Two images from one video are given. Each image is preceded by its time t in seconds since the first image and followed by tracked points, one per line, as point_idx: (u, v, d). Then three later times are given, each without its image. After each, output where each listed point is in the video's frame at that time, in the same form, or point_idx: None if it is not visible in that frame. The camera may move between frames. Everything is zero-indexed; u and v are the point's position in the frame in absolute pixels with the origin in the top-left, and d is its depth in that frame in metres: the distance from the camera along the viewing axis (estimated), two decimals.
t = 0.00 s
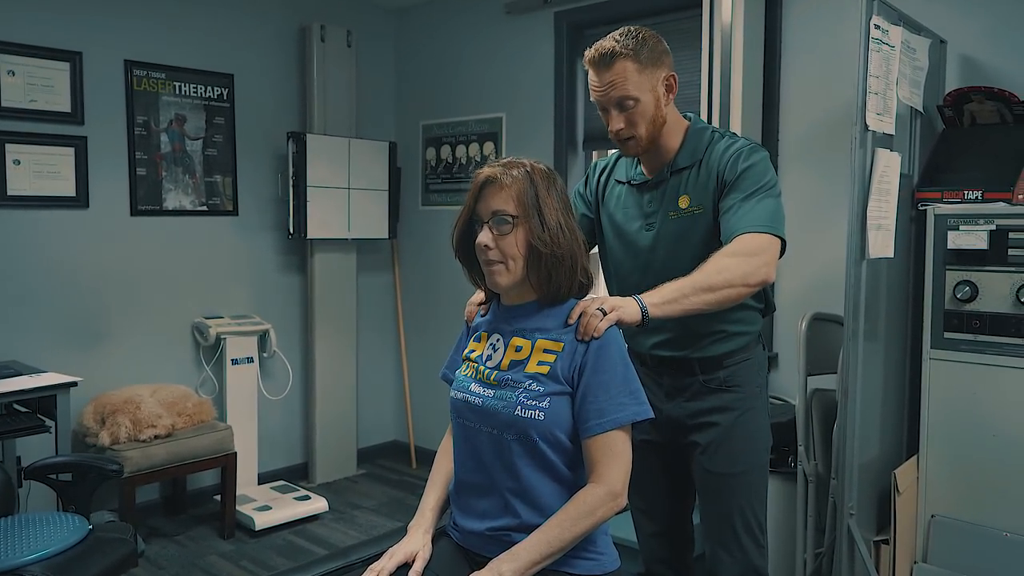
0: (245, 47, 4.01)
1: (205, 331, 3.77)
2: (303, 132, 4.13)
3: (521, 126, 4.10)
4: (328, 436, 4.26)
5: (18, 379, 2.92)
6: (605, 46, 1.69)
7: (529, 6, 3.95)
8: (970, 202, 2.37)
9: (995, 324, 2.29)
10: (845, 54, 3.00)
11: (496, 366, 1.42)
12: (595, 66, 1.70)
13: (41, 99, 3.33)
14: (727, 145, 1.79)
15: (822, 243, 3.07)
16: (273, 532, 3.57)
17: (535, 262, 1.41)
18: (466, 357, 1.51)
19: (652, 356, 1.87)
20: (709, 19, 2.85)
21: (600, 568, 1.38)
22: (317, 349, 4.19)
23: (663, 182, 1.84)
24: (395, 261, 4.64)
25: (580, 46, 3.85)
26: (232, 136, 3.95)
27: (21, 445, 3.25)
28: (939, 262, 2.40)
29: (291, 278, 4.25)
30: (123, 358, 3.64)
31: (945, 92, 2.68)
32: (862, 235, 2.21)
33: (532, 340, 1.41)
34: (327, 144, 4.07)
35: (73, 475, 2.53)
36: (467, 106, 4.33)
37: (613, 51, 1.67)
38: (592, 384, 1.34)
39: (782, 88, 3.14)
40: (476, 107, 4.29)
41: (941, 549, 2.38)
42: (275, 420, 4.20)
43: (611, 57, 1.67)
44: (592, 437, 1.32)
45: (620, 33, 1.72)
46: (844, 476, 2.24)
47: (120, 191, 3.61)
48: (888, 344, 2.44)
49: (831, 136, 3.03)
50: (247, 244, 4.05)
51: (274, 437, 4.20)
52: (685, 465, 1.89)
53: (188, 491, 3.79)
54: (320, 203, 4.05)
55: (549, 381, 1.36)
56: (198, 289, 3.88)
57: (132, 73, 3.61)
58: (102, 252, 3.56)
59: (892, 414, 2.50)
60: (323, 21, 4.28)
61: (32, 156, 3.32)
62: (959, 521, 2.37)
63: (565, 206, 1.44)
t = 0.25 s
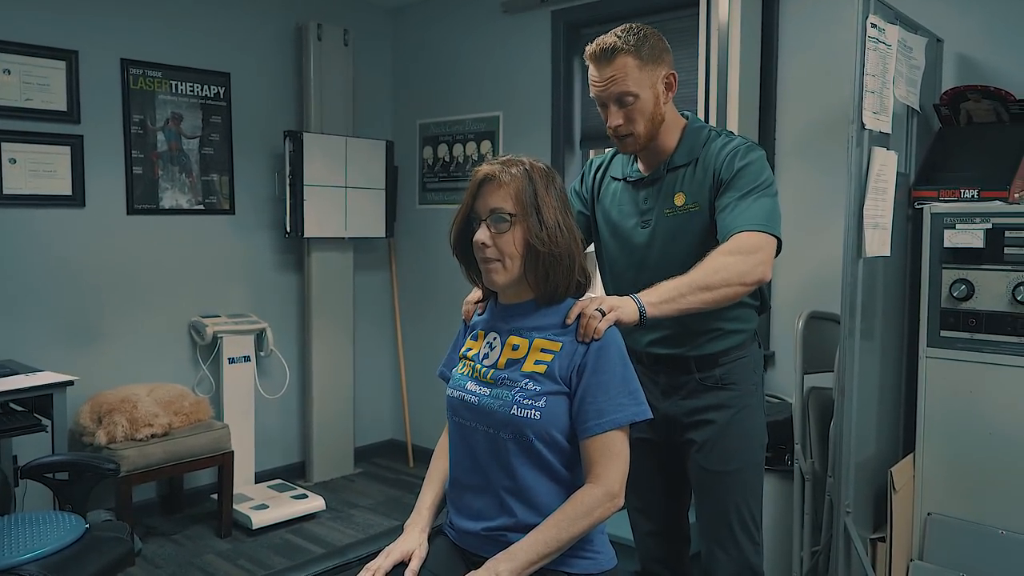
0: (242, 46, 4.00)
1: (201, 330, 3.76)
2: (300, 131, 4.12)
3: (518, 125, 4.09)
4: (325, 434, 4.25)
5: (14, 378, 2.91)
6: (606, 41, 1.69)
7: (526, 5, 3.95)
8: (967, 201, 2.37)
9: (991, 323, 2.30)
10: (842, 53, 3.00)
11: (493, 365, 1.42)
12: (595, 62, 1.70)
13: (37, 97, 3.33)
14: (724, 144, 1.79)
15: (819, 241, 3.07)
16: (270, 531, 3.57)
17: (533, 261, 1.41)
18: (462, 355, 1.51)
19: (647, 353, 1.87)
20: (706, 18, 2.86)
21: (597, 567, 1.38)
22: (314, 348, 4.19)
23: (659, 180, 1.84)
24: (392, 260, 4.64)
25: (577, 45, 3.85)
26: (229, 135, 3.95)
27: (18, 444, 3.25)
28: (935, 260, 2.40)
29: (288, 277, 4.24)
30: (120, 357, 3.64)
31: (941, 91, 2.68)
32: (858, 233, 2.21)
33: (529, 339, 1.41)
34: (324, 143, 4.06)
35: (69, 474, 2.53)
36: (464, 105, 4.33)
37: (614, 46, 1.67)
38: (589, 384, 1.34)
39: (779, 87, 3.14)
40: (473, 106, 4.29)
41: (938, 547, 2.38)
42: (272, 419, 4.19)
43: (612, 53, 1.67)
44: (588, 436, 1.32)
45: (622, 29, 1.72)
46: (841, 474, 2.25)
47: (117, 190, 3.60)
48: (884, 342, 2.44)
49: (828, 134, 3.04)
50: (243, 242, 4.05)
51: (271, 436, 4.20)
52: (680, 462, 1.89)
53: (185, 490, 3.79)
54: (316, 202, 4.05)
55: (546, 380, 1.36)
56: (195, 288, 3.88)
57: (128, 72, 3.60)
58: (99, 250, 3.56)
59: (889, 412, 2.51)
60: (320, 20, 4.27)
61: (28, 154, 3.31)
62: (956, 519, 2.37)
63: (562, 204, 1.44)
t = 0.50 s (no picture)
0: (238, 44, 3.99)
1: (199, 328, 3.76)
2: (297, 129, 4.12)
3: (515, 122, 4.09)
4: (322, 432, 4.25)
5: (11, 376, 2.91)
6: (617, 33, 1.69)
7: (524, 3, 3.94)
8: (963, 198, 2.37)
9: (987, 320, 2.30)
10: (839, 50, 3.01)
11: (491, 363, 1.43)
12: (605, 52, 1.70)
13: (33, 95, 3.32)
14: (727, 139, 1.80)
15: (816, 239, 3.08)
16: (267, 529, 3.57)
17: (531, 259, 1.41)
18: (460, 353, 1.51)
19: (643, 349, 1.88)
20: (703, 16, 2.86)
21: (594, 565, 1.38)
22: (312, 346, 4.19)
23: (661, 173, 1.84)
24: (390, 258, 4.64)
25: (574, 43, 3.85)
26: (226, 132, 3.94)
27: (15, 442, 3.24)
28: (932, 257, 2.41)
29: (286, 275, 4.24)
30: (117, 355, 3.64)
31: (938, 89, 2.69)
32: (855, 230, 2.22)
33: (527, 337, 1.41)
34: (322, 141, 4.06)
35: (67, 471, 2.53)
36: (461, 103, 4.33)
37: (625, 36, 1.67)
38: (586, 380, 1.34)
39: (776, 85, 3.15)
40: (470, 104, 4.29)
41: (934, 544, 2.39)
42: (269, 417, 4.19)
43: (622, 44, 1.68)
44: (586, 433, 1.32)
45: (631, 23, 1.73)
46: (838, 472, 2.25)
47: (114, 188, 3.59)
48: (881, 339, 2.45)
49: (825, 132, 3.04)
50: (241, 240, 4.04)
51: (268, 434, 4.20)
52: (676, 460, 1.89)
53: (182, 488, 3.79)
54: (314, 200, 4.05)
55: (544, 377, 1.36)
56: (192, 286, 3.87)
57: (125, 69, 3.59)
58: (96, 248, 3.55)
59: (885, 409, 2.51)
60: (317, 18, 4.27)
61: (25, 152, 3.30)
62: (953, 516, 2.38)
63: (559, 202, 1.44)
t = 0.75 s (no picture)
0: (239, 40, 3.99)
1: (200, 324, 3.76)
2: (298, 125, 4.11)
3: (516, 118, 4.09)
4: (324, 428, 4.26)
5: (13, 371, 2.91)
6: (636, 19, 1.71)
7: None
8: (965, 194, 2.38)
9: (989, 315, 2.30)
10: (841, 46, 3.00)
11: (493, 355, 1.43)
12: (622, 37, 1.71)
13: (34, 91, 3.32)
14: (740, 135, 1.80)
15: (818, 235, 3.07)
16: (269, 525, 3.58)
17: (535, 251, 1.42)
18: (461, 346, 1.51)
19: (643, 343, 1.89)
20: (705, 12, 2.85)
21: (595, 558, 1.38)
22: (314, 342, 4.19)
23: (672, 165, 1.84)
24: (391, 254, 4.64)
25: (576, 39, 3.85)
26: (227, 128, 3.94)
27: (17, 437, 3.25)
28: (934, 253, 2.41)
29: (287, 271, 4.24)
30: (118, 351, 3.64)
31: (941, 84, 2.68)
32: (858, 226, 2.21)
33: (530, 329, 1.41)
34: (323, 137, 4.05)
35: (69, 467, 2.53)
36: (462, 99, 4.32)
37: (644, 22, 1.69)
38: (588, 371, 1.34)
39: (778, 81, 3.14)
40: (471, 100, 4.29)
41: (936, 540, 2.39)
42: (271, 412, 4.20)
43: (640, 29, 1.69)
44: (589, 424, 1.32)
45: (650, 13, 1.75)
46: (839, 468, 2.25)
47: (115, 183, 3.59)
48: (883, 335, 2.45)
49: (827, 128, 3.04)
50: (242, 236, 4.04)
51: (270, 430, 4.20)
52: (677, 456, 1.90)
53: (184, 483, 3.79)
54: (315, 196, 4.05)
55: (547, 369, 1.36)
56: (194, 282, 3.87)
57: (126, 65, 3.59)
58: (97, 244, 3.55)
59: (887, 405, 2.51)
60: (317, 14, 4.26)
61: (26, 148, 3.30)
62: (955, 512, 2.38)
63: (564, 195, 1.44)
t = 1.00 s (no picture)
0: (240, 32, 3.98)
1: (201, 317, 3.76)
2: (299, 117, 4.11)
3: (517, 110, 4.08)
4: (325, 421, 4.26)
5: (15, 364, 2.92)
6: (635, 12, 1.71)
7: None
8: (967, 186, 2.37)
9: (990, 308, 2.30)
10: (843, 39, 2.99)
11: (496, 345, 1.43)
12: (621, 30, 1.71)
13: (35, 83, 3.32)
14: (742, 129, 1.79)
15: (819, 228, 3.07)
16: (270, 517, 3.59)
17: (539, 245, 1.41)
18: (464, 334, 1.52)
19: (646, 339, 1.89)
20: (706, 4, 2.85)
21: (595, 553, 1.39)
22: (314, 335, 4.19)
23: (672, 160, 1.84)
24: (392, 247, 4.64)
25: (577, 31, 3.83)
26: (228, 121, 3.93)
27: (19, 430, 3.26)
28: (935, 246, 2.40)
29: (288, 264, 4.24)
30: (120, 344, 3.64)
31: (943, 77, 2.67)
32: (859, 218, 2.21)
33: (533, 320, 1.41)
34: (323, 129, 4.05)
35: (71, 460, 2.54)
36: (463, 91, 4.32)
37: (642, 14, 1.68)
38: (591, 363, 1.34)
39: (779, 73, 3.13)
40: (472, 92, 4.28)
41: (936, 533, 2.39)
42: (272, 406, 4.20)
43: (639, 22, 1.69)
44: (591, 417, 1.32)
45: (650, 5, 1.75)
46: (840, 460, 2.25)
47: (116, 176, 3.59)
48: (884, 328, 2.44)
49: (829, 120, 3.03)
50: (243, 229, 4.04)
51: (271, 423, 4.21)
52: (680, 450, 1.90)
53: (185, 476, 3.80)
54: (316, 188, 4.04)
55: (550, 360, 1.36)
56: (195, 275, 3.87)
57: (126, 58, 3.58)
58: (98, 237, 3.55)
59: (888, 399, 2.51)
60: (318, 6, 4.25)
61: (27, 140, 3.30)
62: (955, 504, 2.39)
63: (568, 188, 1.44)
